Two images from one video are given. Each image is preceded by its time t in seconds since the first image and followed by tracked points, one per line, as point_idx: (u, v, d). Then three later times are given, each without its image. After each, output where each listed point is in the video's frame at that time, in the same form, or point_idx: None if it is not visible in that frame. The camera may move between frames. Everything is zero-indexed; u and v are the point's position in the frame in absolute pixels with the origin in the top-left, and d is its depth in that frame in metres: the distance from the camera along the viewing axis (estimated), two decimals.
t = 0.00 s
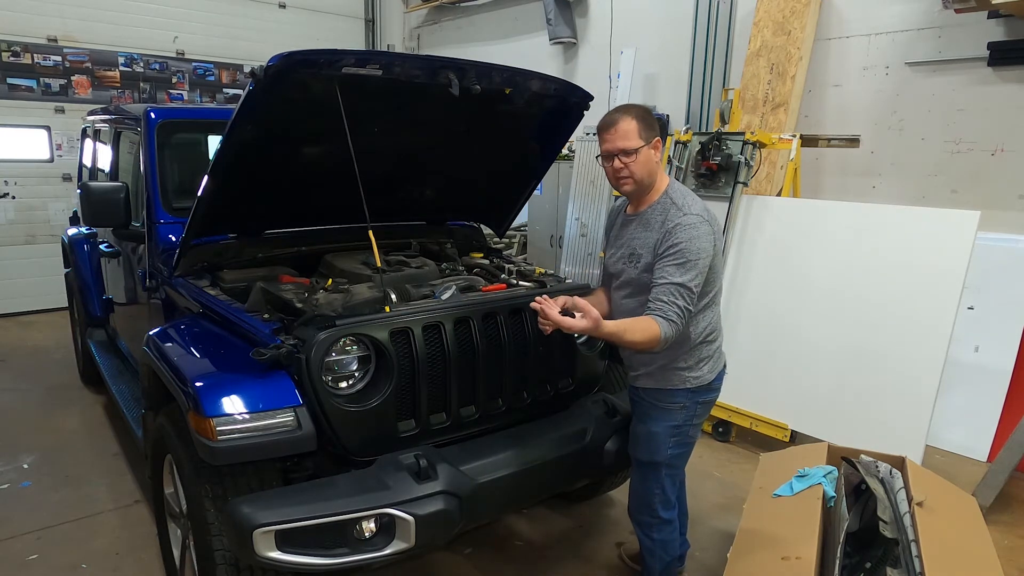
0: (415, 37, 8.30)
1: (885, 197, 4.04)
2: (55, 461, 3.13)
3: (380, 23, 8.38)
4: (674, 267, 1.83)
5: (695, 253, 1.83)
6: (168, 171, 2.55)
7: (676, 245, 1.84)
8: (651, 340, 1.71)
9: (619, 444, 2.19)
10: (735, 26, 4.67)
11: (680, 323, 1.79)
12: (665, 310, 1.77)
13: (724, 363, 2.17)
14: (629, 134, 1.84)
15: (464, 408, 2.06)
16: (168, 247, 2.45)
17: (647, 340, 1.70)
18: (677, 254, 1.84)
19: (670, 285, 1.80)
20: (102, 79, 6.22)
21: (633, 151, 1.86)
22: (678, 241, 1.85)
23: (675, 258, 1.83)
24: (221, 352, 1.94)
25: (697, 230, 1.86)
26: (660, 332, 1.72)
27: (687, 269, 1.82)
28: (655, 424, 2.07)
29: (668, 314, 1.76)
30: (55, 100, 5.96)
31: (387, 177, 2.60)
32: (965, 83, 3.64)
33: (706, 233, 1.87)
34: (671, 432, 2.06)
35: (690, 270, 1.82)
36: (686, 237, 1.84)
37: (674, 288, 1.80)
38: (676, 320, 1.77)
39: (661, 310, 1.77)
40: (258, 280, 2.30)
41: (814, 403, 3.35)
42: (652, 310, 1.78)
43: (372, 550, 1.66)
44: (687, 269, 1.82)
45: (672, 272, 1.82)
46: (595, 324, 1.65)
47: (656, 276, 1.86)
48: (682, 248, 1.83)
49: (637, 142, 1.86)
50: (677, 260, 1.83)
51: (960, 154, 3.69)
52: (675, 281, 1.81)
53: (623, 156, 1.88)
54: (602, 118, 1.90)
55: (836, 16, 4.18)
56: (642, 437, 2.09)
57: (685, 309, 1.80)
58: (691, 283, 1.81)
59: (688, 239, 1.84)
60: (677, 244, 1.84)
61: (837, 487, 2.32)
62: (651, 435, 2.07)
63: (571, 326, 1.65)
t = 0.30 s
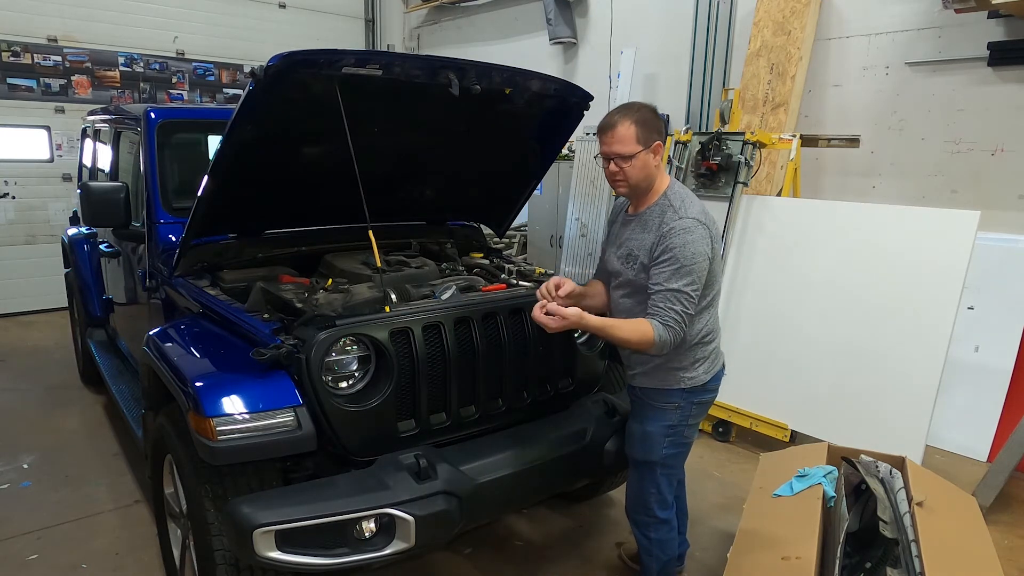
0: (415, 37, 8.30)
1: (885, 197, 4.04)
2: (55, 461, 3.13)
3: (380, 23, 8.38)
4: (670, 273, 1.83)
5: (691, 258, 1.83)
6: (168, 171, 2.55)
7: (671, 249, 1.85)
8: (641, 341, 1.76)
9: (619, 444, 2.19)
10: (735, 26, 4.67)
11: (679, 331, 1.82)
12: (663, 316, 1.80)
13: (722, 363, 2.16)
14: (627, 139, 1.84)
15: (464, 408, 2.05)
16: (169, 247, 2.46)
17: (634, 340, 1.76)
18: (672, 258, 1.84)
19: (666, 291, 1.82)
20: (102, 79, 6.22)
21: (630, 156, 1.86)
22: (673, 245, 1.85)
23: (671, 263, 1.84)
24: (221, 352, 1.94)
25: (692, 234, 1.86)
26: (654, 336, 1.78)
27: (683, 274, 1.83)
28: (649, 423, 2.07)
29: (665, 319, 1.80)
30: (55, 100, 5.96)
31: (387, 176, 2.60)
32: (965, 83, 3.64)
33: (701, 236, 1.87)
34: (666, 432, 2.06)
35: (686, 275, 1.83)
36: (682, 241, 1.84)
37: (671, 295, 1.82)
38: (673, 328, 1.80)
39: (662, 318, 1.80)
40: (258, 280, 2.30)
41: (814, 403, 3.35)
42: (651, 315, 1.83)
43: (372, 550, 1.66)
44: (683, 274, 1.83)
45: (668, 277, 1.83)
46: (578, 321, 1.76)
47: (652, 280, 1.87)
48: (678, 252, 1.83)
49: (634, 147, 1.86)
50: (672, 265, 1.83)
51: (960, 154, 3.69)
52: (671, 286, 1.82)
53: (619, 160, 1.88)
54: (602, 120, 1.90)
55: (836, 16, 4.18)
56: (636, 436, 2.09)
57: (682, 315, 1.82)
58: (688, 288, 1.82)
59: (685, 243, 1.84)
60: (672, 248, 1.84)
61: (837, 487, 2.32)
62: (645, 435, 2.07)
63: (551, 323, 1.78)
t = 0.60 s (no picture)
0: (415, 37, 8.30)
1: (885, 197, 4.04)
2: (55, 461, 3.13)
3: (380, 23, 8.38)
4: (679, 274, 1.84)
5: (699, 259, 1.84)
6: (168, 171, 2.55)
7: (679, 249, 1.85)
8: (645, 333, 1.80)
9: (619, 443, 2.19)
10: (735, 26, 4.67)
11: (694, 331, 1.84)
12: (676, 317, 1.82)
13: (720, 362, 2.16)
14: (626, 142, 1.84)
15: (464, 408, 2.05)
16: (169, 247, 2.46)
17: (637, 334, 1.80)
18: (680, 259, 1.84)
19: (677, 292, 1.83)
20: (101, 79, 6.22)
21: (629, 158, 1.86)
22: (681, 246, 1.85)
23: (679, 264, 1.84)
24: (221, 352, 1.94)
25: (698, 234, 1.86)
26: (663, 335, 1.81)
27: (691, 275, 1.83)
28: (648, 423, 2.07)
29: (676, 319, 1.82)
30: (55, 100, 5.96)
31: (387, 176, 2.60)
32: (966, 83, 3.64)
33: (708, 237, 1.87)
34: (664, 432, 2.06)
35: (695, 277, 1.84)
36: (688, 243, 1.84)
37: (683, 295, 1.83)
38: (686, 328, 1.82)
39: (680, 319, 1.82)
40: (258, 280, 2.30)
41: (814, 403, 3.35)
42: (664, 315, 1.84)
43: (372, 550, 1.66)
44: (693, 275, 1.83)
45: (677, 280, 1.84)
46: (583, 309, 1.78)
47: (660, 281, 1.88)
48: (685, 253, 1.84)
49: (634, 150, 1.85)
50: (681, 266, 1.84)
51: (960, 155, 3.69)
52: (682, 287, 1.83)
53: (619, 162, 1.89)
54: (603, 121, 1.90)
55: (836, 16, 4.18)
56: (634, 437, 2.09)
57: (697, 315, 1.84)
58: (699, 289, 1.83)
59: (691, 244, 1.84)
60: (679, 249, 1.85)
61: (837, 487, 2.32)
62: (643, 435, 2.07)
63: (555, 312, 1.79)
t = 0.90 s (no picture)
0: (415, 37, 8.30)
1: (885, 197, 4.04)
2: (55, 461, 3.13)
3: (380, 23, 8.38)
4: (682, 275, 1.84)
5: (701, 259, 1.83)
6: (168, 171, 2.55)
7: (680, 249, 1.85)
8: (646, 331, 1.81)
9: (619, 444, 2.19)
10: (735, 26, 4.67)
11: (701, 330, 1.84)
12: (682, 317, 1.82)
13: (720, 362, 2.16)
14: (626, 142, 1.84)
15: (464, 408, 2.05)
16: (169, 247, 2.46)
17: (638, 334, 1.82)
18: (682, 259, 1.84)
19: (682, 292, 1.83)
20: (102, 79, 6.22)
21: (629, 158, 1.86)
22: (682, 246, 1.85)
23: (682, 264, 1.84)
24: (221, 352, 1.94)
25: (698, 233, 1.86)
26: (668, 336, 1.81)
27: (695, 275, 1.83)
28: (649, 424, 2.07)
29: (682, 319, 1.82)
30: (55, 100, 5.97)
31: (387, 176, 2.60)
32: (966, 83, 3.64)
33: (708, 236, 1.87)
34: (665, 432, 2.06)
35: (698, 276, 1.83)
36: (690, 242, 1.84)
37: (689, 295, 1.83)
38: (693, 328, 1.82)
39: (687, 318, 1.82)
40: (258, 280, 2.30)
41: (814, 403, 3.35)
42: (671, 315, 1.84)
43: (372, 550, 1.66)
44: (696, 275, 1.83)
45: (680, 280, 1.84)
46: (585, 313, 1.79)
47: (664, 281, 1.88)
48: (687, 253, 1.83)
49: (634, 150, 1.85)
50: (683, 266, 1.84)
51: (960, 155, 3.69)
52: (686, 287, 1.83)
53: (618, 162, 1.88)
54: (602, 122, 1.90)
55: (836, 16, 4.18)
56: (634, 438, 2.09)
57: (704, 314, 1.84)
58: (703, 288, 1.83)
59: (693, 244, 1.84)
60: (681, 249, 1.84)
61: (837, 487, 2.32)
62: (644, 436, 2.07)
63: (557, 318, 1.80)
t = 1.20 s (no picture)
0: (415, 37, 8.30)
1: (886, 197, 4.04)
2: (55, 461, 3.13)
3: (380, 23, 8.38)
4: (681, 271, 1.84)
5: (700, 255, 1.83)
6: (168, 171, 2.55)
7: (678, 246, 1.84)
8: (649, 331, 1.81)
9: (619, 444, 2.19)
10: (735, 26, 4.67)
11: (704, 327, 1.83)
12: (683, 313, 1.82)
13: (720, 362, 2.15)
14: (627, 134, 1.84)
15: (464, 408, 2.05)
16: (169, 247, 2.46)
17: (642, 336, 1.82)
18: (682, 255, 1.84)
19: (682, 289, 1.83)
20: (102, 79, 6.22)
21: (629, 151, 1.86)
22: (681, 242, 1.84)
23: (680, 260, 1.84)
24: (221, 352, 1.94)
25: (696, 229, 1.86)
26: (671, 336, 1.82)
27: (694, 271, 1.83)
28: (648, 424, 2.07)
29: (684, 316, 1.82)
30: (55, 100, 5.97)
31: (387, 176, 2.60)
32: (966, 83, 3.64)
33: (705, 232, 1.87)
34: (665, 432, 2.06)
35: (697, 272, 1.83)
36: (688, 239, 1.84)
37: (689, 292, 1.83)
38: (695, 325, 1.82)
39: (689, 315, 1.82)
40: (258, 280, 2.30)
41: (814, 404, 3.35)
42: (673, 313, 1.84)
43: (372, 550, 1.66)
44: (696, 270, 1.83)
45: (680, 277, 1.83)
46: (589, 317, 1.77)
47: (663, 279, 1.87)
48: (686, 250, 1.83)
49: (634, 143, 1.86)
50: (683, 263, 1.84)
51: (960, 155, 3.69)
52: (686, 284, 1.83)
53: (618, 154, 1.88)
54: (604, 115, 1.91)
55: (836, 16, 4.18)
56: (634, 438, 2.09)
57: (705, 310, 1.83)
58: (703, 284, 1.83)
59: (691, 240, 1.84)
60: (679, 245, 1.84)
61: (837, 487, 2.32)
62: (643, 436, 2.07)
63: (561, 325, 1.76)
